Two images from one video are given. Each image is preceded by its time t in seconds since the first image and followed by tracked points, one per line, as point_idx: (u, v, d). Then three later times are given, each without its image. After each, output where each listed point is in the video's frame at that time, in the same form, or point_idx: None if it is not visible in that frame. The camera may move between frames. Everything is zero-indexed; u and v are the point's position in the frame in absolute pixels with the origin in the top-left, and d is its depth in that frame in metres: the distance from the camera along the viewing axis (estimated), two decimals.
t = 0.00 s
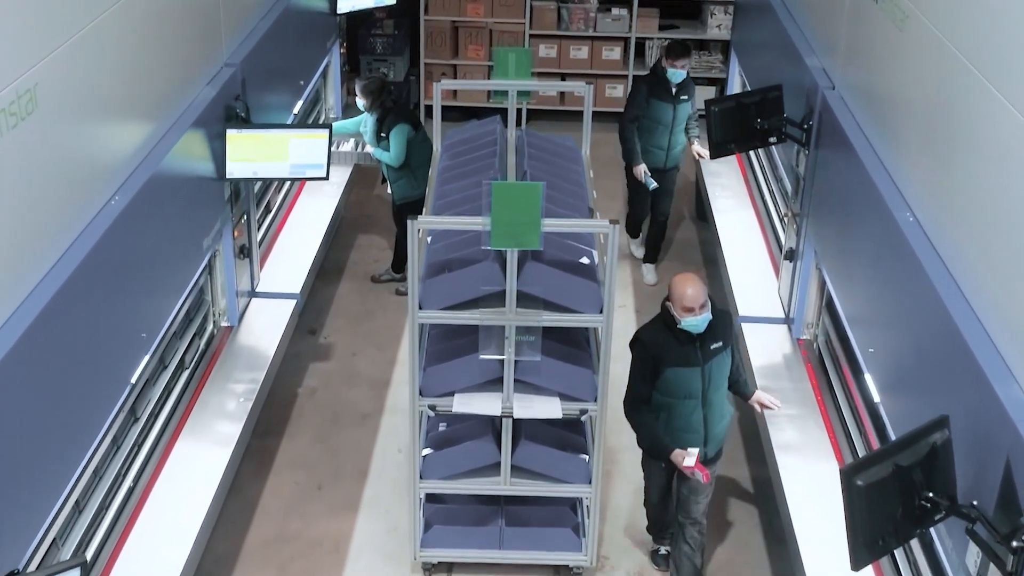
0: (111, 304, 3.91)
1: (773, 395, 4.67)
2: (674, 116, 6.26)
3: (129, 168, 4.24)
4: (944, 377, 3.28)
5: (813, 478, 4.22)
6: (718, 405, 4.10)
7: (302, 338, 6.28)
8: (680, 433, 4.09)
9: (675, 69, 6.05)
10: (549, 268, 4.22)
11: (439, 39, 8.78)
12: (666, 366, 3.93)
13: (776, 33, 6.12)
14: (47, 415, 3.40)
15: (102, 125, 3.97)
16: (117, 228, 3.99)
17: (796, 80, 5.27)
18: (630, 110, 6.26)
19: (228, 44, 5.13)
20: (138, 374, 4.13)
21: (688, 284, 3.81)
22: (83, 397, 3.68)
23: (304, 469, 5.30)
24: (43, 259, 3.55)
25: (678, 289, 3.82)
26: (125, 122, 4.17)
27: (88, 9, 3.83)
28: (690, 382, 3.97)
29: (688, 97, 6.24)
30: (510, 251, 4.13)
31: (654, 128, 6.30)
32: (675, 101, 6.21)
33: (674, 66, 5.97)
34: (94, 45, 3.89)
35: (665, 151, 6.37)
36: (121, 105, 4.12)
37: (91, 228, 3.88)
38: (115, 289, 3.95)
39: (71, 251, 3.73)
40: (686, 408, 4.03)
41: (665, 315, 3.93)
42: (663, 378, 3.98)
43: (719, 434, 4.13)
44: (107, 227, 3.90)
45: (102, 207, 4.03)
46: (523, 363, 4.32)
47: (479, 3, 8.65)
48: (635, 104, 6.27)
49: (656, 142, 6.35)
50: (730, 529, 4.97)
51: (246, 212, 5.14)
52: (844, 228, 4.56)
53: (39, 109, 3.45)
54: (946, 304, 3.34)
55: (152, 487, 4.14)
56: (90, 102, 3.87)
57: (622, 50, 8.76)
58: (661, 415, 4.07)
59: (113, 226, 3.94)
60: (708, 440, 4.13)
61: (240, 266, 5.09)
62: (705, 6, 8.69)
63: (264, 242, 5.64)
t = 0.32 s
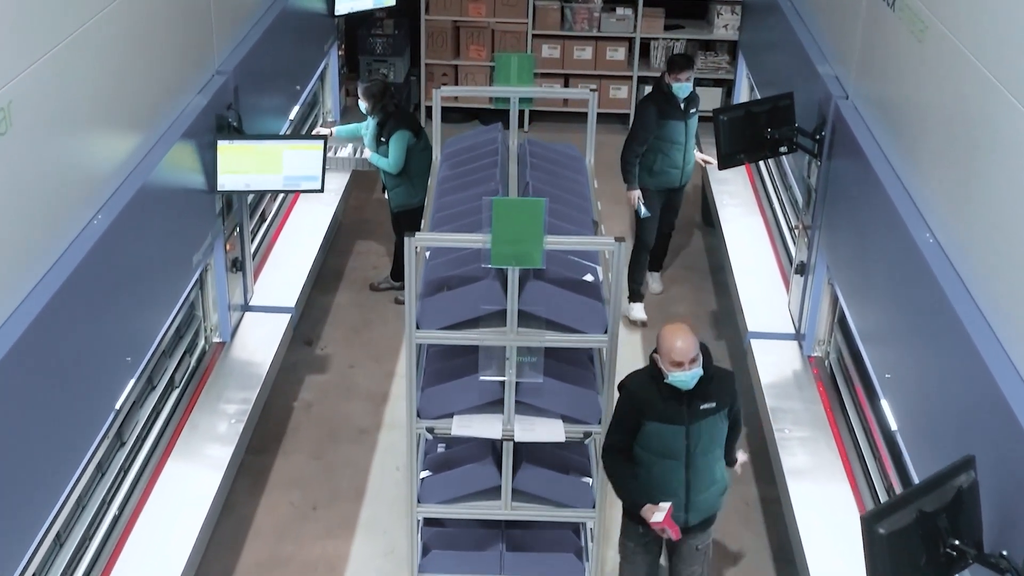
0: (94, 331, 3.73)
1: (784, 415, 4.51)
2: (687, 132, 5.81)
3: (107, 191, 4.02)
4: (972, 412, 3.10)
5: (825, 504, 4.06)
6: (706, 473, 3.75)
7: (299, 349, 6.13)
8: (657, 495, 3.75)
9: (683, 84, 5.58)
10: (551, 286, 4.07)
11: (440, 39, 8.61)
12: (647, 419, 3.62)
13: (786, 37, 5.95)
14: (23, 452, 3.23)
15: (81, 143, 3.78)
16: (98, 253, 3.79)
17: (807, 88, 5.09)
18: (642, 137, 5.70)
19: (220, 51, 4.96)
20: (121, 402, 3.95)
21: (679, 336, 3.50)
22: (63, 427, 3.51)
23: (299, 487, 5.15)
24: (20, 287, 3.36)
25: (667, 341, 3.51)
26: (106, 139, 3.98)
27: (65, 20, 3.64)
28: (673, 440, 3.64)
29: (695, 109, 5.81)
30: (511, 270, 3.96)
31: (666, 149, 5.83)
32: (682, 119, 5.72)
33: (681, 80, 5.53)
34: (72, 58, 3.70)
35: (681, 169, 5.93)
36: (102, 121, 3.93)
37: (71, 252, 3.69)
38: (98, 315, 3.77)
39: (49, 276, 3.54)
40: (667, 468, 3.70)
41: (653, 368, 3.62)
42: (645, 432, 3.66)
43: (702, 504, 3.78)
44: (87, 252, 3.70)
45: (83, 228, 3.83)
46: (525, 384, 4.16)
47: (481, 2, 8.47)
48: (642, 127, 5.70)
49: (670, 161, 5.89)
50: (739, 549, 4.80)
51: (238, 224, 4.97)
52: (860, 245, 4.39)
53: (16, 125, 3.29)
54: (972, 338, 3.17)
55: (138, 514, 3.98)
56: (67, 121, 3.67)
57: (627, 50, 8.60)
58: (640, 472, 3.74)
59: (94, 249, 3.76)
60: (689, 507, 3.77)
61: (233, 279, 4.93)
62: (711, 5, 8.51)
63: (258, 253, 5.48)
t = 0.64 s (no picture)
0: (76, 360, 3.56)
1: (794, 440, 4.35)
2: (687, 158, 5.59)
3: (90, 213, 3.83)
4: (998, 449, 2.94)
5: (839, 535, 3.90)
6: (648, 563, 3.40)
7: (295, 362, 5.98)
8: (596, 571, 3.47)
9: (679, 105, 5.33)
10: (554, 308, 3.91)
11: (441, 40, 8.45)
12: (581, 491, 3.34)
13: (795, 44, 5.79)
14: None
15: (63, 162, 3.60)
16: (82, 276, 3.61)
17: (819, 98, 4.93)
18: (640, 164, 5.43)
19: (211, 61, 4.81)
20: (104, 433, 3.78)
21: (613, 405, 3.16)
22: (42, 460, 3.34)
23: (293, 508, 5.00)
24: None
25: (601, 409, 3.18)
26: (90, 157, 3.80)
27: (47, 31, 3.47)
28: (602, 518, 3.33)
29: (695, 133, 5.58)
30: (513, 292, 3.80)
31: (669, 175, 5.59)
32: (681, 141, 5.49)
33: (676, 100, 5.29)
34: (53, 73, 3.52)
35: (682, 195, 5.71)
36: (85, 138, 3.75)
37: (52, 275, 3.51)
38: (81, 341, 3.60)
39: (29, 301, 3.37)
40: (602, 547, 3.40)
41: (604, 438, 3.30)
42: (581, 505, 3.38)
43: None
44: (70, 274, 3.53)
45: (64, 252, 3.64)
46: (526, 410, 4.01)
47: (483, 3, 8.31)
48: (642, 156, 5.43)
49: (671, 188, 5.67)
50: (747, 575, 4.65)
51: (231, 239, 4.82)
52: (874, 263, 4.22)
53: None
54: (997, 374, 2.98)
55: (124, 546, 3.82)
56: (48, 140, 3.49)
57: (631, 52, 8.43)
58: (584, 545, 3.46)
59: (78, 271, 3.58)
60: None
61: (225, 296, 4.77)
62: (718, 6, 8.34)
63: (252, 267, 5.32)
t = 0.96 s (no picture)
0: (57, 391, 3.39)
1: (806, 468, 4.19)
2: (691, 197, 5.08)
3: (70, 237, 3.64)
4: None
5: (854, 567, 3.75)
6: None
7: (291, 377, 5.82)
8: None
9: (687, 139, 4.87)
10: (556, 332, 3.76)
11: (443, 42, 8.29)
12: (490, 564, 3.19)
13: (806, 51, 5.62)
14: None
15: (44, 183, 3.42)
16: (65, 302, 3.44)
17: (832, 110, 4.77)
18: (638, 197, 5.04)
19: (201, 72, 4.66)
20: (87, 466, 3.61)
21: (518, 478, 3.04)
22: (23, 495, 3.19)
23: (288, 531, 4.85)
24: None
25: (506, 483, 3.05)
26: (73, 176, 3.62)
27: (27, 45, 3.29)
28: None
29: (706, 172, 5.06)
30: (515, 317, 3.65)
31: (670, 213, 5.12)
32: (686, 177, 5.02)
33: (681, 132, 4.84)
34: (35, 89, 3.34)
35: (686, 238, 5.16)
36: (67, 157, 3.57)
37: (30, 304, 3.32)
38: (62, 369, 3.43)
39: (6, 330, 3.19)
40: None
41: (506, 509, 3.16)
42: None
43: None
44: (51, 301, 3.35)
45: (42, 280, 3.44)
46: (528, 438, 3.85)
47: (485, 4, 8.15)
48: (642, 187, 5.01)
49: (672, 228, 5.15)
50: None
51: (223, 255, 4.67)
52: (889, 285, 4.06)
53: None
54: None
55: None
56: (28, 160, 3.30)
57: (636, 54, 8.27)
58: None
59: (60, 297, 3.41)
60: None
61: (217, 314, 4.62)
62: (725, 7, 8.16)
63: (246, 282, 5.17)
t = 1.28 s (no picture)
0: (39, 423, 3.23)
1: (819, 497, 4.03)
2: (701, 232, 4.61)
3: (51, 262, 3.46)
4: None
5: None
6: None
7: (287, 392, 5.67)
8: None
9: (702, 174, 4.42)
10: (559, 359, 3.60)
11: (444, 44, 8.13)
12: None
13: (817, 59, 5.47)
14: None
15: (24, 207, 3.24)
16: (46, 331, 3.27)
17: (845, 123, 4.61)
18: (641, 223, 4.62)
19: (191, 82, 4.51)
20: (67, 503, 3.43)
21: None
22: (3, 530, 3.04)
23: (282, 554, 4.70)
24: None
25: None
26: (55, 196, 3.45)
27: (7, 61, 3.11)
28: None
29: (722, 209, 4.58)
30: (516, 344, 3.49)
31: (674, 245, 4.67)
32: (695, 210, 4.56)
33: (695, 164, 4.40)
34: (15, 106, 3.17)
35: (693, 275, 4.70)
36: (49, 178, 3.39)
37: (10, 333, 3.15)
38: (42, 402, 3.25)
39: None
40: None
41: None
42: None
43: None
44: (31, 330, 3.17)
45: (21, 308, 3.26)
46: (530, 468, 3.70)
47: (487, 5, 7.99)
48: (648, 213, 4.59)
49: (677, 262, 4.69)
50: None
51: (214, 272, 4.52)
52: (906, 308, 3.90)
53: None
54: None
55: None
56: (7, 184, 3.13)
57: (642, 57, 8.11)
58: None
59: (41, 326, 3.24)
60: None
61: (208, 334, 4.47)
62: (732, 9, 7.99)
63: (239, 298, 5.02)
